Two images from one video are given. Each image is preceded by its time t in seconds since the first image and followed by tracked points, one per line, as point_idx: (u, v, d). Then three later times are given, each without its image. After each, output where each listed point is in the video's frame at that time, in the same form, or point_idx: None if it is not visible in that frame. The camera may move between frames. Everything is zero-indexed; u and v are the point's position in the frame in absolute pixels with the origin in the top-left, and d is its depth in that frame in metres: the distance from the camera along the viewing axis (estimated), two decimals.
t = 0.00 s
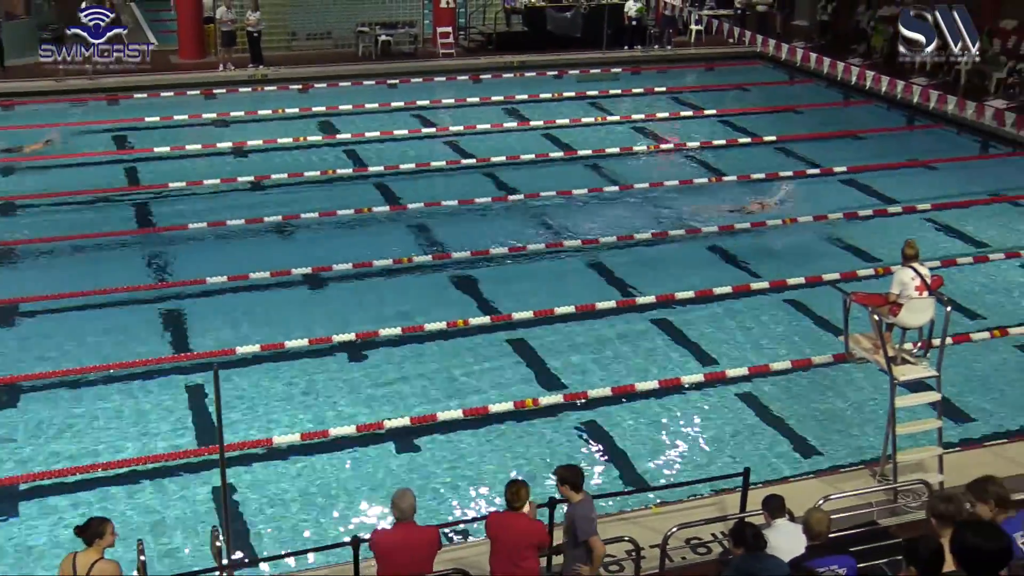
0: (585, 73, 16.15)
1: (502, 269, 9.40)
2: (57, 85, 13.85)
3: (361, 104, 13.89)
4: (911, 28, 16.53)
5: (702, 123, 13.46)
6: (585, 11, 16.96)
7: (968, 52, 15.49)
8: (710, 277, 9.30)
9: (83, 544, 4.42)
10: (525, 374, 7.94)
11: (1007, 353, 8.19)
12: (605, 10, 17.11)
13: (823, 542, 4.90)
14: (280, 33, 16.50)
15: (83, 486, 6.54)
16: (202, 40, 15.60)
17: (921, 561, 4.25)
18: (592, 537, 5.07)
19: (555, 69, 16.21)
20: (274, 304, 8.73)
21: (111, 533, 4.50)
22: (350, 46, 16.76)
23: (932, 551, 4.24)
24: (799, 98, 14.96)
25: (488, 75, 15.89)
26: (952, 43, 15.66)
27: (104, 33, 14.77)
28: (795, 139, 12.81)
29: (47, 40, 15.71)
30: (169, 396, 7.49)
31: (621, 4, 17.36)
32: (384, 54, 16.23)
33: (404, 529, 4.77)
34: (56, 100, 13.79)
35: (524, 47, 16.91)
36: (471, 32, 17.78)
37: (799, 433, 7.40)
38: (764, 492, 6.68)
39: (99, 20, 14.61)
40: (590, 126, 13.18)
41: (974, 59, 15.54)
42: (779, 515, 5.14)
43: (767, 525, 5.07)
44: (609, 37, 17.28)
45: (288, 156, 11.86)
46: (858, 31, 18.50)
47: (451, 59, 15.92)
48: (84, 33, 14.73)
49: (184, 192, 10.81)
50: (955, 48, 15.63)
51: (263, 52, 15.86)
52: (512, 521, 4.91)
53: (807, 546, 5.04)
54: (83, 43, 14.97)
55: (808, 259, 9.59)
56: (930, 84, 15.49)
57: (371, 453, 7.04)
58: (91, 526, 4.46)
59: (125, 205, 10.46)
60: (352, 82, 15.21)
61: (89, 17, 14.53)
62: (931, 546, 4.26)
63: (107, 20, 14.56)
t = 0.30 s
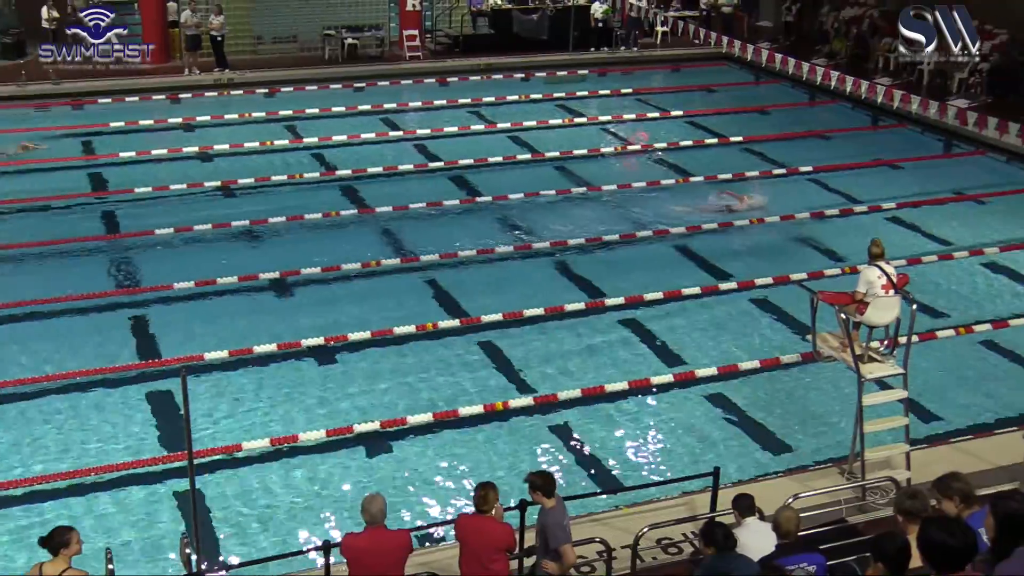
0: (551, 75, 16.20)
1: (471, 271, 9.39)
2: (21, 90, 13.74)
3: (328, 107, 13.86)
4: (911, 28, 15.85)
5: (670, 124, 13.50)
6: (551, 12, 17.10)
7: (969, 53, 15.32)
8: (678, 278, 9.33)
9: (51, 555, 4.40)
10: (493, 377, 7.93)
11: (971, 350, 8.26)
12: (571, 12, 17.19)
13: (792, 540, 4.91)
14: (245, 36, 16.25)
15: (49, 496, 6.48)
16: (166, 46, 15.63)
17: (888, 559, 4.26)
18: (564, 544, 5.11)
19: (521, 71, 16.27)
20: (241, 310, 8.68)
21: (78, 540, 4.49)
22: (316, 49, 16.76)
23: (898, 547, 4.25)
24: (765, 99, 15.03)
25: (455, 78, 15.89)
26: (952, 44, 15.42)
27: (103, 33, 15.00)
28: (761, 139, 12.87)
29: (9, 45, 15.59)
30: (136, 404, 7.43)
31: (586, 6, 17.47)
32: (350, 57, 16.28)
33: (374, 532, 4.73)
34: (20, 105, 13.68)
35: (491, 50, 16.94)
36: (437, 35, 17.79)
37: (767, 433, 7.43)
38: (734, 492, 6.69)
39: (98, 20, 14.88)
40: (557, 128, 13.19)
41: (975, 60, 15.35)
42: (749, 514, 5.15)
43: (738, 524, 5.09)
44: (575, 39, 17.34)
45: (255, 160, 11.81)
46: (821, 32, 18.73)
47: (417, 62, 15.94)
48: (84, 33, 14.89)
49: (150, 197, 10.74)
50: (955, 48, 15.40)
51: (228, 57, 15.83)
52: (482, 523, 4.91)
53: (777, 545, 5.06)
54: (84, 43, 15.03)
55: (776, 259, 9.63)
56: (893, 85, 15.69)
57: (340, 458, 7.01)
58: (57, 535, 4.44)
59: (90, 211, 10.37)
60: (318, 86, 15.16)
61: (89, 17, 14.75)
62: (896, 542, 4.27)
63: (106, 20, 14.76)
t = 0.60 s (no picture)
0: (522, 78, 16.25)
1: (444, 275, 9.38)
2: None
3: (299, 111, 13.83)
4: (911, 28, 16.07)
5: (641, 126, 13.54)
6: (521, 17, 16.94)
7: (969, 52, 15.50)
8: (651, 280, 9.34)
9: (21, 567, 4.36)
10: (467, 381, 7.91)
11: (942, 349, 8.31)
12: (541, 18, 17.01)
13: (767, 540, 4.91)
14: (214, 40, 16.19)
15: (18, 505, 6.40)
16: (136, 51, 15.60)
17: (861, 559, 4.25)
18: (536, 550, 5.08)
19: (491, 75, 16.32)
20: (214, 315, 8.64)
21: (49, 551, 4.44)
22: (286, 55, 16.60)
23: (870, 547, 4.25)
24: (734, 101, 15.12)
25: (426, 82, 15.90)
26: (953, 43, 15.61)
27: (104, 33, 15.51)
28: (732, 141, 12.94)
29: None
30: (106, 411, 7.37)
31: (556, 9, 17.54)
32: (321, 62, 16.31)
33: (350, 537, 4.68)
34: None
35: (462, 54, 16.96)
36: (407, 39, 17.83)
37: (740, 434, 7.44)
38: (708, 493, 6.70)
39: (98, 20, 15.38)
40: (529, 132, 13.20)
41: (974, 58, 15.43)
42: (724, 514, 5.15)
43: (714, 524, 5.09)
44: (545, 42, 17.31)
45: (226, 165, 11.76)
46: (789, 33, 18.89)
47: (389, 65, 15.97)
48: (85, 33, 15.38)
49: (120, 203, 10.67)
50: (955, 47, 15.61)
51: (197, 62, 15.80)
52: (457, 528, 4.91)
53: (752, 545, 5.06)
54: (84, 42, 15.46)
55: (747, 261, 9.67)
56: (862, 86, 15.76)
57: (314, 464, 6.97)
58: (27, 547, 4.38)
59: (60, 217, 10.29)
60: (289, 91, 15.15)
61: (90, 16, 15.23)
62: (868, 542, 4.26)
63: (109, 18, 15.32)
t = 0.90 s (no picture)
0: (498, 82, 16.28)
1: (421, 279, 9.38)
2: None
3: (275, 117, 13.79)
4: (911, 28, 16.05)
5: (618, 129, 13.57)
6: (497, 20, 17.13)
7: (969, 52, 15.48)
8: (629, 283, 9.36)
9: None
10: (445, 385, 7.90)
11: (917, 349, 8.36)
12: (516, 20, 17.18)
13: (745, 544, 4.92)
14: (189, 46, 16.12)
15: None
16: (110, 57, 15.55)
17: (839, 559, 4.23)
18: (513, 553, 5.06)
19: (467, 78, 16.35)
20: (190, 322, 8.60)
21: (24, 564, 4.38)
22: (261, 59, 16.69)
23: (849, 547, 4.23)
24: (710, 104, 15.18)
25: (401, 86, 15.90)
26: (952, 43, 15.59)
27: (104, 34, 15.21)
28: (709, 144, 12.98)
29: None
30: (82, 419, 7.32)
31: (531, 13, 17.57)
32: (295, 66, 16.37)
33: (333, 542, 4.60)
34: None
35: (438, 57, 16.95)
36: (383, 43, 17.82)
37: (717, 436, 7.46)
38: (687, 495, 6.70)
39: (98, 20, 15.06)
40: (506, 135, 13.21)
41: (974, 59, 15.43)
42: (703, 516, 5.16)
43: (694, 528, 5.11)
44: (521, 46, 17.38)
45: (202, 171, 11.72)
46: (764, 36, 18.98)
47: (365, 70, 15.98)
48: (84, 33, 15.12)
49: (96, 209, 10.62)
50: (955, 48, 15.59)
51: (172, 67, 15.75)
52: (434, 533, 4.88)
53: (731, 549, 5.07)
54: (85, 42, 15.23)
55: (724, 263, 9.70)
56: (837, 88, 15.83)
57: (292, 469, 6.95)
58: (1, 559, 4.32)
59: (35, 224, 10.22)
60: (266, 95, 15.13)
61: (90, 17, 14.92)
62: (847, 542, 4.24)
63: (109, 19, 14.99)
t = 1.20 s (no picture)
0: (476, 87, 16.31)
1: (400, 284, 9.37)
2: None
3: (253, 122, 13.76)
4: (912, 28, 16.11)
5: (596, 134, 13.60)
6: (475, 25, 17.13)
7: (969, 53, 15.54)
8: (608, 287, 9.38)
9: None
10: (424, 390, 7.90)
11: (894, 350, 8.40)
12: (494, 25, 17.22)
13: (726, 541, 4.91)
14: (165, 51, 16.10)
15: None
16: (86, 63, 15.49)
17: (820, 560, 4.24)
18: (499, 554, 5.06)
19: (444, 84, 16.37)
20: (168, 329, 8.56)
21: None
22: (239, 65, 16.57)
23: (829, 548, 4.24)
24: (688, 107, 15.23)
25: (379, 91, 15.89)
26: (952, 43, 15.64)
27: (104, 34, 14.90)
28: (687, 148, 13.02)
29: None
30: (59, 427, 7.29)
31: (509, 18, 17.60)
32: (274, 73, 16.19)
33: (312, 547, 4.59)
34: None
35: (416, 62, 16.96)
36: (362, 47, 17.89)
37: (697, 438, 7.48)
38: (667, 498, 6.72)
39: (99, 20, 14.78)
40: (484, 140, 13.23)
41: (974, 59, 15.51)
42: (682, 519, 5.15)
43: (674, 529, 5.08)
44: (499, 50, 17.44)
45: (179, 177, 11.69)
46: (741, 40, 19.05)
47: (343, 75, 15.97)
48: (85, 33, 14.86)
49: (73, 216, 10.57)
50: (955, 47, 15.61)
51: (149, 73, 15.69)
52: (410, 537, 4.88)
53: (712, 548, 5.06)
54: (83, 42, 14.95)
55: (703, 266, 9.73)
56: (814, 91, 16.03)
57: (272, 476, 6.93)
58: None
59: (11, 231, 10.17)
60: (243, 101, 15.10)
61: (90, 17, 14.67)
62: (828, 543, 4.26)
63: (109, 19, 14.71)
